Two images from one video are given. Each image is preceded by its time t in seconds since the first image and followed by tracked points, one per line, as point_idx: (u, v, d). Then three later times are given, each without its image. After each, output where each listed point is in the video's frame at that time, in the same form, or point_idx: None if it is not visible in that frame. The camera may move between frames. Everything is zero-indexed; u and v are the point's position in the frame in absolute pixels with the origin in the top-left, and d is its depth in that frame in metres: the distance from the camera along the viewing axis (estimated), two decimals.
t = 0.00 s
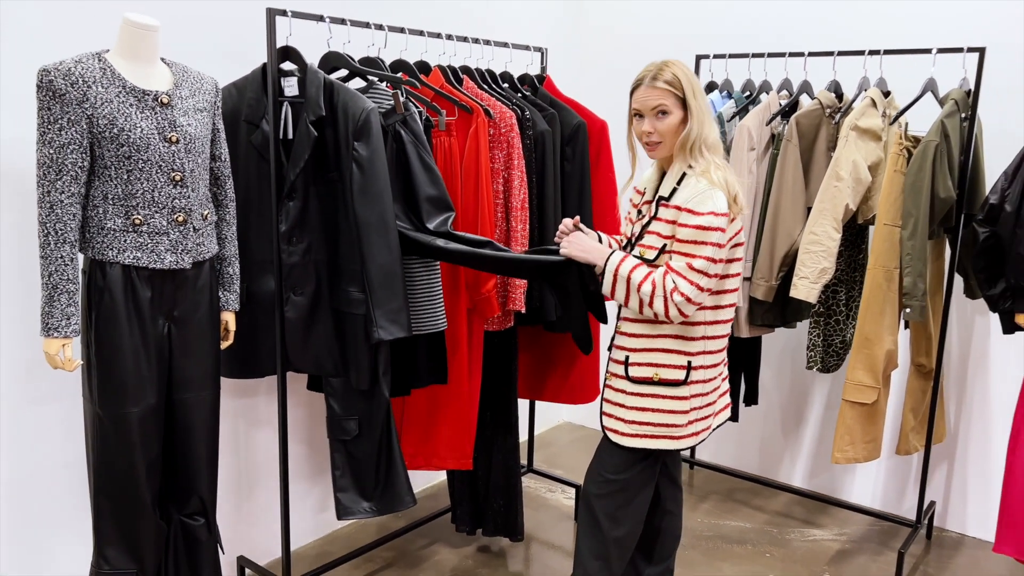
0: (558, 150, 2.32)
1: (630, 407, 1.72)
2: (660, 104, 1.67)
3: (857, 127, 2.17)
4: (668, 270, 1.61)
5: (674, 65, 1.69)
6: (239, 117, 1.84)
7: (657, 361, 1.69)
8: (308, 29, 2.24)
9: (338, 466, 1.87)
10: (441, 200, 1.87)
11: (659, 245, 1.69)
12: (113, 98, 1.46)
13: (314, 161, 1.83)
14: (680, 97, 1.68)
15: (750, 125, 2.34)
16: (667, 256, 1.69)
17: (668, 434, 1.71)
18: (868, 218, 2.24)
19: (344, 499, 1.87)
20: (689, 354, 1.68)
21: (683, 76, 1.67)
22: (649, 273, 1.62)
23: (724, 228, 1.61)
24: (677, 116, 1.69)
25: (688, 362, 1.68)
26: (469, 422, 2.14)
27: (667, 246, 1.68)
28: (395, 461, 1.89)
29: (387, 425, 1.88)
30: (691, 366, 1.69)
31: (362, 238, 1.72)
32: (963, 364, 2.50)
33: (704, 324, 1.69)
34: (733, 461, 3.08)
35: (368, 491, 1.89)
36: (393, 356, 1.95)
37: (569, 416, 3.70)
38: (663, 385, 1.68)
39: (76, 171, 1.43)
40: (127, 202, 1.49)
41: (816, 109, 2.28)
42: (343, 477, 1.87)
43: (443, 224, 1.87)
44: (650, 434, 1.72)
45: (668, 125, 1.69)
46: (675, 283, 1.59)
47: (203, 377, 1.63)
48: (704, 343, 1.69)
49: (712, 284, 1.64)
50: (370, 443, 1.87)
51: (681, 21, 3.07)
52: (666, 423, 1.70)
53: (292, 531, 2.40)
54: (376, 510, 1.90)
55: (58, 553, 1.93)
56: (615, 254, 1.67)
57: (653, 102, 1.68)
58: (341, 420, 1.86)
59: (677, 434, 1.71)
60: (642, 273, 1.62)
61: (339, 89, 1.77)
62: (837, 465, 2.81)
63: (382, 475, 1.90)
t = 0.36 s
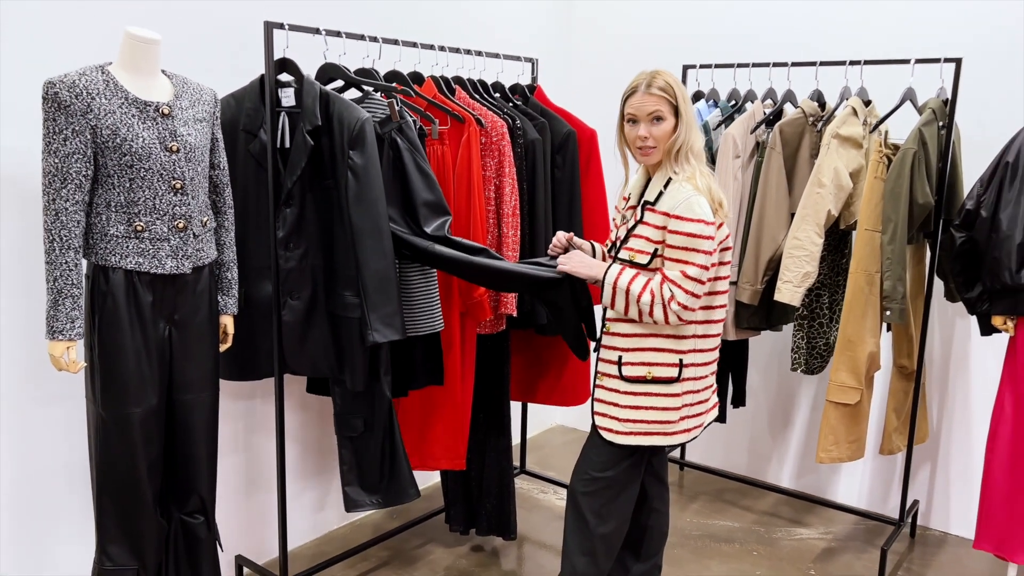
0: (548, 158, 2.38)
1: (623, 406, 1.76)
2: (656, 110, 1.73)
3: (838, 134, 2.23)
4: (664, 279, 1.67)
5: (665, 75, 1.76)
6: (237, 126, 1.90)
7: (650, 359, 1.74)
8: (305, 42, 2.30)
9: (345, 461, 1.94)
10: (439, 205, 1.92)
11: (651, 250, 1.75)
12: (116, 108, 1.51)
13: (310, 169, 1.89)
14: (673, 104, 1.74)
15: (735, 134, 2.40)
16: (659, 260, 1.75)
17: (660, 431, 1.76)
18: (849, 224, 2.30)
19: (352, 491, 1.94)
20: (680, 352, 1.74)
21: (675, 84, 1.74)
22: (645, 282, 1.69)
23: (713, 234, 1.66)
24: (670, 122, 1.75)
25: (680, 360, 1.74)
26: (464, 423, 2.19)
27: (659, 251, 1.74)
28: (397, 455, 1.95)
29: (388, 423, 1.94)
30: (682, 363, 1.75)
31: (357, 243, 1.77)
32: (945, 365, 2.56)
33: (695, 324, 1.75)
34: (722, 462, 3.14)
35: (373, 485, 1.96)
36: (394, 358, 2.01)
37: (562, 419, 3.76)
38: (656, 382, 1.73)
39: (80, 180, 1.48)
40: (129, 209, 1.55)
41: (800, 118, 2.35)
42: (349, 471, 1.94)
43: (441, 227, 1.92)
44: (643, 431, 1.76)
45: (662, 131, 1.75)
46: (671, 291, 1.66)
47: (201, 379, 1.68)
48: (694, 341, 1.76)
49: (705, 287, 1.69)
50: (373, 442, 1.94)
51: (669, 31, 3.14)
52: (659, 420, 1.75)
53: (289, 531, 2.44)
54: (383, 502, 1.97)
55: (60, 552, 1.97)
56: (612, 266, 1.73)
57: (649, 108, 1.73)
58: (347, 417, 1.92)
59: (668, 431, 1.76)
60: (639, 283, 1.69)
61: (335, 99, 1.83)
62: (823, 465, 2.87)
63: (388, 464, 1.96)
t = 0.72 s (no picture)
0: (545, 168, 2.41)
1: (625, 415, 1.79)
2: (655, 122, 1.76)
3: (831, 145, 2.26)
4: (666, 288, 1.70)
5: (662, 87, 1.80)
6: (237, 138, 1.92)
7: (651, 368, 1.76)
8: (305, 56, 2.33)
9: (345, 469, 1.93)
10: (436, 215, 1.93)
11: (651, 260, 1.77)
12: (119, 121, 1.53)
13: (309, 180, 1.91)
14: (670, 116, 1.78)
15: (730, 143, 2.44)
16: (660, 270, 1.78)
17: (662, 439, 1.78)
18: (843, 232, 2.33)
19: (353, 499, 1.94)
20: (680, 360, 1.77)
21: (671, 96, 1.78)
22: (646, 291, 1.71)
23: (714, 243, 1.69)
24: (667, 133, 1.78)
25: (680, 368, 1.76)
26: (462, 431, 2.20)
27: (659, 261, 1.77)
28: (402, 461, 1.95)
29: (391, 431, 1.94)
30: (683, 372, 1.78)
31: (357, 253, 1.79)
32: (939, 372, 2.58)
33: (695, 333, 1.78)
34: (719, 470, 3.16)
35: (375, 489, 1.96)
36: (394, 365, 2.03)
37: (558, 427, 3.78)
38: (658, 391, 1.76)
39: (84, 191, 1.50)
40: (131, 220, 1.56)
41: (792, 128, 2.38)
42: (350, 480, 1.93)
43: (438, 238, 1.93)
44: (645, 440, 1.78)
45: (661, 143, 1.78)
46: (672, 300, 1.68)
47: (202, 388, 1.70)
48: (694, 349, 1.78)
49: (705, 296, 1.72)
50: (375, 449, 1.94)
51: (663, 43, 3.18)
52: (661, 428, 1.78)
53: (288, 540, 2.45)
54: (388, 507, 1.97)
55: (60, 562, 1.98)
56: (613, 275, 1.75)
57: (647, 120, 1.76)
58: (347, 426, 1.91)
59: (670, 439, 1.79)
60: (641, 292, 1.71)
61: (334, 111, 1.85)
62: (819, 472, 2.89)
63: (389, 469, 1.96)
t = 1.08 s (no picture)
0: (536, 179, 2.39)
1: (622, 430, 1.77)
2: (648, 133, 1.75)
3: (823, 156, 2.26)
4: (661, 301, 1.69)
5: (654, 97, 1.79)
6: (225, 149, 1.90)
7: (647, 383, 1.75)
8: (295, 67, 2.32)
9: (326, 483, 1.92)
10: (422, 230, 1.92)
11: (646, 272, 1.76)
12: (104, 132, 1.51)
13: (298, 192, 1.89)
14: (663, 126, 1.77)
15: (722, 154, 2.44)
16: (654, 282, 1.76)
17: (660, 453, 1.77)
18: (836, 244, 2.32)
19: (333, 516, 1.93)
20: (677, 374, 1.75)
21: (664, 107, 1.77)
22: (641, 305, 1.70)
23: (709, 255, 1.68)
24: (661, 145, 1.77)
25: (677, 382, 1.75)
26: (451, 443, 2.18)
27: (654, 273, 1.75)
28: (379, 482, 1.92)
29: (369, 446, 1.91)
30: (679, 385, 1.76)
31: (347, 265, 1.78)
32: (932, 384, 2.57)
33: (691, 345, 1.77)
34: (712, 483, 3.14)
35: (354, 507, 1.94)
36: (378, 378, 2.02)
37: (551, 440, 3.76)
38: (655, 405, 1.75)
39: (67, 205, 1.47)
40: (116, 233, 1.53)
41: (784, 139, 2.38)
42: (332, 493, 1.93)
43: (424, 253, 1.91)
44: (642, 455, 1.77)
45: (655, 154, 1.77)
46: (668, 313, 1.67)
47: (189, 404, 1.67)
48: (690, 362, 1.77)
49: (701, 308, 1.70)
50: (354, 468, 1.92)
51: (655, 54, 3.18)
52: (657, 443, 1.76)
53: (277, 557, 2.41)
54: (364, 525, 1.94)
55: None
56: (606, 292, 1.74)
57: (639, 131, 1.75)
58: (330, 441, 1.91)
59: (667, 453, 1.78)
60: (635, 307, 1.70)
61: (323, 122, 1.83)
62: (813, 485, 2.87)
63: (368, 489, 1.93)
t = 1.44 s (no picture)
0: (530, 192, 2.37)
1: (621, 449, 1.73)
2: (645, 147, 1.72)
3: (819, 168, 2.24)
4: (660, 317, 1.66)
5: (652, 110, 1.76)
6: (213, 162, 1.86)
7: (647, 400, 1.72)
8: (285, 79, 2.29)
9: (316, 509, 1.86)
10: (416, 243, 1.88)
11: (645, 287, 1.73)
12: (88, 145, 1.46)
13: (288, 206, 1.86)
14: (660, 140, 1.74)
15: (717, 166, 2.42)
16: (654, 297, 1.74)
17: (660, 472, 1.74)
18: (832, 256, 2.31)
19: (321, 542, 1.86)
20: (677, 391, 1.73)
21: (660, 120, 1.75)
22: (640, 322, 1.67)
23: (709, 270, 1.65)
24: (657, 158, 1.74)
25: (677, 399, 1.72)
26: (442, 465, 2.16)
27: (653, 288, 1.72)
28: (371, 506, 1.88)
29: (361, 467, 1.87)
30: (679, 402, 1.73)
31: (338, 280, 1.75)
32: (930, 397, 2.56)
33: (690, 362, 1.74)
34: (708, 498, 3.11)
35: (345, 535, 1.88)
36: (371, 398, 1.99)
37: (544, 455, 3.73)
38: (655, 423, 1.72)
39: (49, 220, 1.42)
40: (100, 249, 1.49)
41: (779, 151, 2.36)
42: (321, 519, 1.87)
43: (419, 266, 1.87)
44: (642, 473, 1.74)
45: (652, 167, 1.74)
46: (668, 329, 1.64)
47: (175, 424, 1.62)
48: (690, 378, 1.74)
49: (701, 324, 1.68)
50: (344, 490, 1.87)
51: (648, 66, 3.17)
52: (658, 461, 1.73)
53: None
54: (353, 553, 1.89)
55: None
56: (604, 308, 1.71)
57: (635, 144, 1.72)
58: (320, 463, 1.86)
59: (667, 471, 1.74)
60: (634, 323, 1.67)
61: (314, 135, 1.80)
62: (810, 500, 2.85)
63: (359, 512, 1.89)
